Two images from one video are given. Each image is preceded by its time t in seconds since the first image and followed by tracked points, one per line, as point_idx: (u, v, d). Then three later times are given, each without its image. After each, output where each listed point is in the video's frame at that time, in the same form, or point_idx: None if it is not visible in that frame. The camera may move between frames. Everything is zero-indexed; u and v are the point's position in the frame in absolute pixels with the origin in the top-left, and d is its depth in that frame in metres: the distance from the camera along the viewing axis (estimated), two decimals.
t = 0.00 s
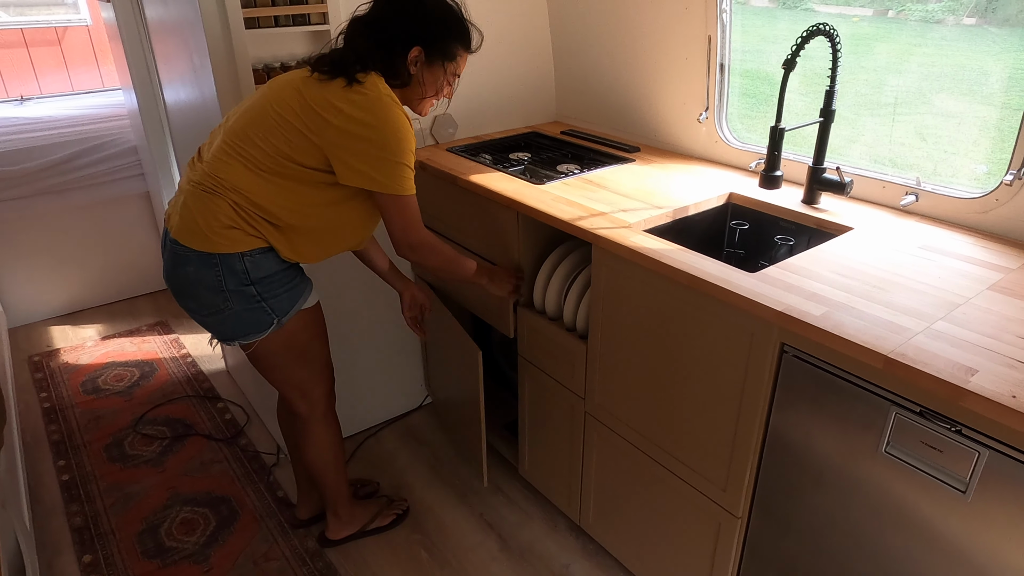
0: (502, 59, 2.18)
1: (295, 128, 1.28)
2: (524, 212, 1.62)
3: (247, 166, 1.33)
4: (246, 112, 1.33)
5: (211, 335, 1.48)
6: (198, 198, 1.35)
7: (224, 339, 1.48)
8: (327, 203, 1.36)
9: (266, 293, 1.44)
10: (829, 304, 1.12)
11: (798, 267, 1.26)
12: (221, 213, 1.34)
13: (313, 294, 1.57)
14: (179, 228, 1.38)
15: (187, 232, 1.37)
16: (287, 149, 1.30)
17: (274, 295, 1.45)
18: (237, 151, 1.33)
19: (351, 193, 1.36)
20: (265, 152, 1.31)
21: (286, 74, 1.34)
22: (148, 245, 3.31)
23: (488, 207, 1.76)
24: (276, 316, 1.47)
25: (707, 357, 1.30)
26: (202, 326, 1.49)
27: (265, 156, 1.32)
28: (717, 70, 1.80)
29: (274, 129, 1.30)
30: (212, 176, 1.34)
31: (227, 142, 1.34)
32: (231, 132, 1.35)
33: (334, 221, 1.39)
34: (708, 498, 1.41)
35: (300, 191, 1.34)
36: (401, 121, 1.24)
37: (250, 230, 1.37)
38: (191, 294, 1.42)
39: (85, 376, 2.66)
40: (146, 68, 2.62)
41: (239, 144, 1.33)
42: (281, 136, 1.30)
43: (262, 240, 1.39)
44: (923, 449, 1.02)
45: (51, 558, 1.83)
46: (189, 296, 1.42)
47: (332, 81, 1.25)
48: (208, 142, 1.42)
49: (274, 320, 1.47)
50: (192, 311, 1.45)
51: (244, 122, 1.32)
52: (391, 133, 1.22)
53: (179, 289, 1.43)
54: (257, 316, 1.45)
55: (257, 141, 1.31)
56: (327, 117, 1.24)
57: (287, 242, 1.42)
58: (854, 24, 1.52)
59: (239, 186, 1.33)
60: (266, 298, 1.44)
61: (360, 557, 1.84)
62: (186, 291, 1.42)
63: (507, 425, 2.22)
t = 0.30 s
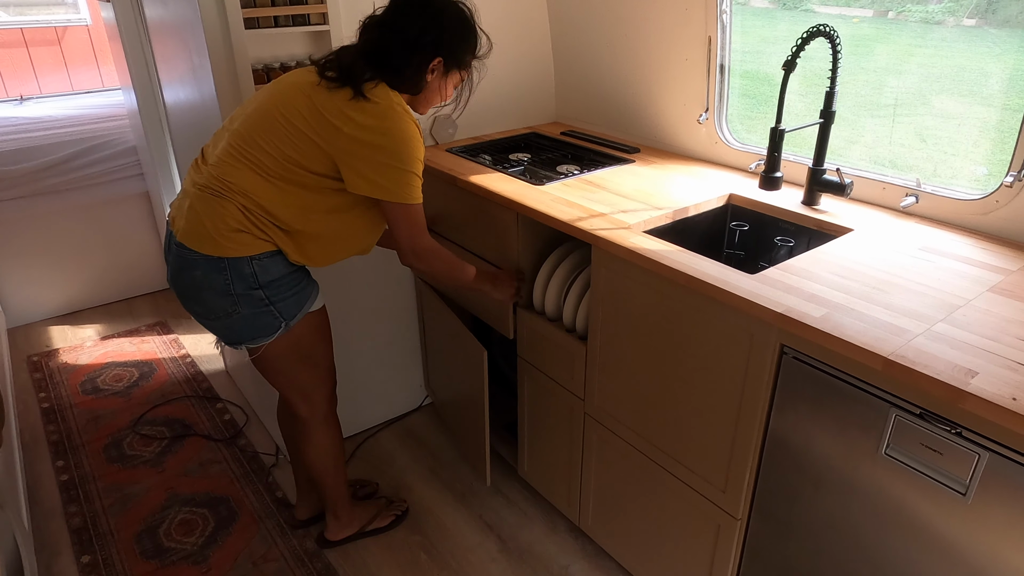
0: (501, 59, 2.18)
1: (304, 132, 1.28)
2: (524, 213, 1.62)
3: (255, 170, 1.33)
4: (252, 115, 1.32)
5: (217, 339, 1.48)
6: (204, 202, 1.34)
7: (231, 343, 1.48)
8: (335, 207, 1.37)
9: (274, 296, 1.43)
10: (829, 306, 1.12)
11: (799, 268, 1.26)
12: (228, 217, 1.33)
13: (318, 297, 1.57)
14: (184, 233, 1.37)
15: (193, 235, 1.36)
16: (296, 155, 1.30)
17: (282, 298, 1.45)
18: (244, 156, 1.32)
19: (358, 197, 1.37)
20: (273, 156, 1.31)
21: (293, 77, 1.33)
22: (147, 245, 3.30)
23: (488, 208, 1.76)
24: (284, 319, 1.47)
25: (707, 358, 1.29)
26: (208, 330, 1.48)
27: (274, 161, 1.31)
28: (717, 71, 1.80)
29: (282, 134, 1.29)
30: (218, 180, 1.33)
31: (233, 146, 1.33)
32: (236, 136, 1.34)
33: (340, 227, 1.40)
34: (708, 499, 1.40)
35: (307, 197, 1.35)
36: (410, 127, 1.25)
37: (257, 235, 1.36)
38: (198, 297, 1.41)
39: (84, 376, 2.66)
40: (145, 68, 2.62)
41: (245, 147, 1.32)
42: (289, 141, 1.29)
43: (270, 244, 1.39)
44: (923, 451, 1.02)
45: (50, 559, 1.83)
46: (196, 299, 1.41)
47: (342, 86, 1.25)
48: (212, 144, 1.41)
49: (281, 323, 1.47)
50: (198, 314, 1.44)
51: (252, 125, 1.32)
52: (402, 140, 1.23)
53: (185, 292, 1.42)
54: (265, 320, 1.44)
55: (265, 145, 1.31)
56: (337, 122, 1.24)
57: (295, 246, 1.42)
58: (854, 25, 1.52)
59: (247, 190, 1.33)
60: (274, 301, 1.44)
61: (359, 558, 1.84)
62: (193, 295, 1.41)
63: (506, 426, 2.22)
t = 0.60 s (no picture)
0: (501, 59, 2.18)
1: (308, 136, 1.28)
2: (524, 214, 1.61)
3: (258, 174, 1.32)
4: (254, 119, 1.32)
5: (219, 345, 1.47)
6: (205, 206, 1.33)
7: (233, 349, 1.47)
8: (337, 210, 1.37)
9: (278, 301, 1.43)
10: (828, 307, 1.11)
11: (799, 269, 1.26)
12: (230, 222, 1.32)
13: (319, 301, 1.57)
14: (184, 239, 1.36)
15: (196, 240, 1.34)
16: (299, 159, 1.30)
17: (286, 303, 1.45)
18: (246, 159, 1.32)
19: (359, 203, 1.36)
20: (277, 160, 1.31)
21: (294, 80, 1.33)
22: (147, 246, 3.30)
23: (487, 208, 1.76)
24: (288, 324, 1.46)
25: (708, 360, 1.29)
26: (210, 336, 1.47)
27: (276, 165, 1.31)
28: (717, 71, 1.80)
29: (285, 138, 1.29)
30: (219, 184, 1.32)
31: (235, 150, 1.32)
32: (237, 140, 1.33)
33: (341, 232, 1.40)
34: (708, 501, 1.40)
35: (310, 201, 1.35)
36: (413, 133, 1.25)
37: (260, 239, 1.36)
38: (201, 303, 1.40)
39: (83, 377, 2.66)
40: (145, 67, 2.62)
41: (248, 151, 1.32)
42: (292, 145, 1.29)
43: (273, 247, 1.38)
44: (923, 453, 1.01)
45: (48, 560, 1.83)
46: (199, 305, 1.41)
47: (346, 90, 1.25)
48: (211, 148, 1.40)
49: (285, 328, 1.46)
50: (201, 320, 1.44)
51: (254, 129, 1.31)
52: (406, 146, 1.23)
53: (187, 299, 1.41)
54: (268, 325, 1.44)
55: (268, 150, 1.30)
56: (342, 126, 1.24)
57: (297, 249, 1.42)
58: (854, 25, 1.52)
59: (249, 195, 1.32)
60: (278, 306, 1.43)
61: (358, 559, 1.84)
62: (195, 301, 1.40)
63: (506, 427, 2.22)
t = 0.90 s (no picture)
0: (501, 59, 2.18)
1: (309, 139, 1.28)
2: (523, 213, 1.61)
3: (256, 178, 1.32)
4: (251, 122, 1.31)
5: (220, 350, 1.46)
6: (204, 211, 1.32)
7: (234, 355, 1.46)
8: (337, 212, 1.37)
9: (279, 306, 1.43)
10: (829, 305, 1.11)
11: (799, 268, 1.26)
12: (230, 227, 1.32)
13: (318, 304, 1.57)
14: (183, 245, 1.35)
15: (196, 246, 1.34)
16: (298, 162, 1.30)
17: (287, 307, 1.45)
18: (244, 163, 1.31)
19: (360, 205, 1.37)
20: (276, 163, 1.30)
21: (291, 82, 1.32)
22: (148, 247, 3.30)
23: (487, 208, 1.75)
24: (289, 328, 1.46)
25: (708, 360, 1.29)
26: (210, 342, 1.46)
27: (275, 168, 1.31)
28: (717, 69, 1.79)
29: (284, 142, 1.29)
30: (217, 189, 1.31)
31: (232, 154, 1.32)
32: (235, 144, 1.32)
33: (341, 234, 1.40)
34: (709, 501, 1.40)
35: (310, 204, 1.35)
36: (414, 135, 1.26)
37: (259, 243, 1.35)
38: (201, 310, 1.39)
39: (85, 379, 2.66)
40: (144, 69, 2.62)
41: (246, 155, 1.31)
42: (292, 148, 1.29)
43: (274, 251, 1.38)
44: (925, 451, 1.01)
45: (51, 562, 1.83)
46: (199, 312, 1.40)
47: (347, 92, 1.25)
48: (206, 152, 1.39)
49: (286, 332, 1.46)
50: (200, 326, 1.43)
51: (252, 133, 1.31)
52: (406, 148, 1.24)
53: (187, 305, 1.40)
54: (270, 330, 1.44)
55: (267, 153, 1.30)
56: (343, 129, 1.24)
57: (297, 252, 1.42)
58: (855, 23, 1.51)
59: (249, 199, 1.31)
60: (279, 311, 1.43)
61: (360, 560, 1.84)
62: (195, 307, 1.39)
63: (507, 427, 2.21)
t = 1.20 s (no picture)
0: (497, 53, 2.16)
1: (306, 137, 1.27)
2: (522, 209, 1.60)
3: (253, 177, 1.31)
4: (247, 121, 1.30)
5: (216, 353, 1.45)
6: (199, 212, 1.31)
7: (230, 357, 1.45)
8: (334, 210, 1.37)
9: (276, 306, 1.42)
10: (829, 297, 1.11)
11: (799, 260, 1.25)
12: (227, 227, 1.31)
13: (314, 304, 1.57)
14: (178, 246, 1.33)
15: (192, 247, 1.32)
16: (295, 160, 1.29)
17: (283, 307, 1.44)
18: (241, 162, 1.30)
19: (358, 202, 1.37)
20: (273, 162, 1.30)
21: (286, 81, 1.32)
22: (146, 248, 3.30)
23: (486, 204, 1.75)
24: (286, 328, 1.46)
25: (709, 354, 1.28)
26: (206, 344, 1.45)
27: (272, 167, 1.30)
28: (715, 62, 1.78)
29: (281, 140, 1.28)
30: (212, 189, 1.30)
31: (228, 153, 1.31)
32: (230, 143, 1.31)
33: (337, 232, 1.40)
34: (710, 495, 1.40)
35: (306, 202, 1.34)
36: (411, 131, 1.26)
37: (257, 242, 1.35)
38: (197, 312, 1.38)
39: (85, 380, 2.66)
40: (140, 68, 2.61)
41: (242, 155, 1.30)
42: (289, 147, 1.28)
43: (271, 251, 1.38)
44: (926, 443, 1.00)
45: (53, 563, 1.83)
46: (194, 314, 1.39)
47: (343, 90, 1.25)
48: (200, 152, 1.37)
49: (283, 332, 1.46)
50: (196, 329, 1.42)
51: (248, 131, 1.30)
52: (404, 144, 1.24)
53: (182, 308, 1.39)
54: (267, 330, 1.43)
55: (263, 152, 1.29)
56: (341, 126, 1.24)
57: (294, 252, 1.42)
58: (853, 13, 1.50)
59: (246, 198, 1.31)
60: (276, 310, 1.43)
61: (362, 557, 1.84)
62: (191, 310, 1.38)
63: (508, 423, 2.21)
